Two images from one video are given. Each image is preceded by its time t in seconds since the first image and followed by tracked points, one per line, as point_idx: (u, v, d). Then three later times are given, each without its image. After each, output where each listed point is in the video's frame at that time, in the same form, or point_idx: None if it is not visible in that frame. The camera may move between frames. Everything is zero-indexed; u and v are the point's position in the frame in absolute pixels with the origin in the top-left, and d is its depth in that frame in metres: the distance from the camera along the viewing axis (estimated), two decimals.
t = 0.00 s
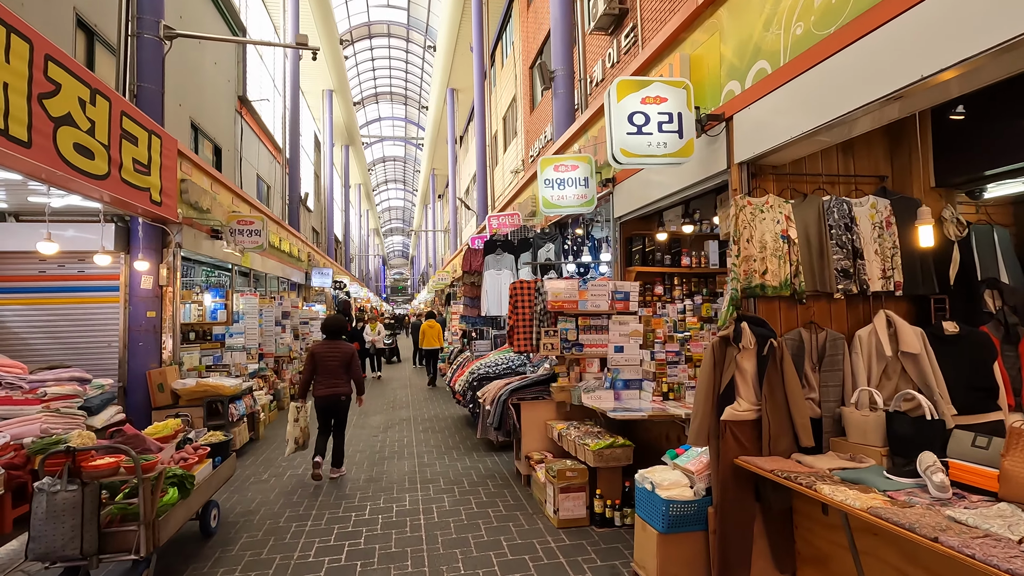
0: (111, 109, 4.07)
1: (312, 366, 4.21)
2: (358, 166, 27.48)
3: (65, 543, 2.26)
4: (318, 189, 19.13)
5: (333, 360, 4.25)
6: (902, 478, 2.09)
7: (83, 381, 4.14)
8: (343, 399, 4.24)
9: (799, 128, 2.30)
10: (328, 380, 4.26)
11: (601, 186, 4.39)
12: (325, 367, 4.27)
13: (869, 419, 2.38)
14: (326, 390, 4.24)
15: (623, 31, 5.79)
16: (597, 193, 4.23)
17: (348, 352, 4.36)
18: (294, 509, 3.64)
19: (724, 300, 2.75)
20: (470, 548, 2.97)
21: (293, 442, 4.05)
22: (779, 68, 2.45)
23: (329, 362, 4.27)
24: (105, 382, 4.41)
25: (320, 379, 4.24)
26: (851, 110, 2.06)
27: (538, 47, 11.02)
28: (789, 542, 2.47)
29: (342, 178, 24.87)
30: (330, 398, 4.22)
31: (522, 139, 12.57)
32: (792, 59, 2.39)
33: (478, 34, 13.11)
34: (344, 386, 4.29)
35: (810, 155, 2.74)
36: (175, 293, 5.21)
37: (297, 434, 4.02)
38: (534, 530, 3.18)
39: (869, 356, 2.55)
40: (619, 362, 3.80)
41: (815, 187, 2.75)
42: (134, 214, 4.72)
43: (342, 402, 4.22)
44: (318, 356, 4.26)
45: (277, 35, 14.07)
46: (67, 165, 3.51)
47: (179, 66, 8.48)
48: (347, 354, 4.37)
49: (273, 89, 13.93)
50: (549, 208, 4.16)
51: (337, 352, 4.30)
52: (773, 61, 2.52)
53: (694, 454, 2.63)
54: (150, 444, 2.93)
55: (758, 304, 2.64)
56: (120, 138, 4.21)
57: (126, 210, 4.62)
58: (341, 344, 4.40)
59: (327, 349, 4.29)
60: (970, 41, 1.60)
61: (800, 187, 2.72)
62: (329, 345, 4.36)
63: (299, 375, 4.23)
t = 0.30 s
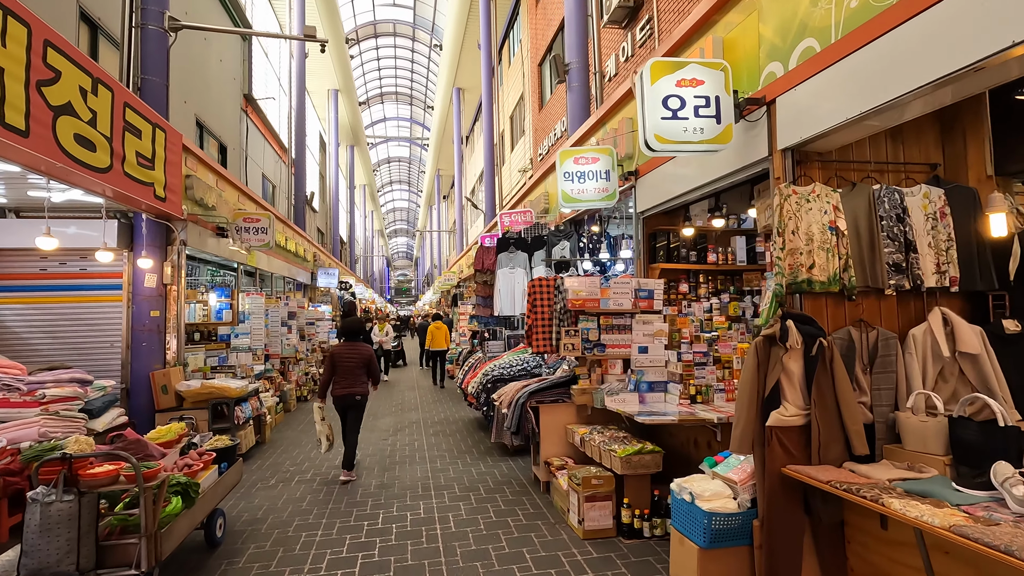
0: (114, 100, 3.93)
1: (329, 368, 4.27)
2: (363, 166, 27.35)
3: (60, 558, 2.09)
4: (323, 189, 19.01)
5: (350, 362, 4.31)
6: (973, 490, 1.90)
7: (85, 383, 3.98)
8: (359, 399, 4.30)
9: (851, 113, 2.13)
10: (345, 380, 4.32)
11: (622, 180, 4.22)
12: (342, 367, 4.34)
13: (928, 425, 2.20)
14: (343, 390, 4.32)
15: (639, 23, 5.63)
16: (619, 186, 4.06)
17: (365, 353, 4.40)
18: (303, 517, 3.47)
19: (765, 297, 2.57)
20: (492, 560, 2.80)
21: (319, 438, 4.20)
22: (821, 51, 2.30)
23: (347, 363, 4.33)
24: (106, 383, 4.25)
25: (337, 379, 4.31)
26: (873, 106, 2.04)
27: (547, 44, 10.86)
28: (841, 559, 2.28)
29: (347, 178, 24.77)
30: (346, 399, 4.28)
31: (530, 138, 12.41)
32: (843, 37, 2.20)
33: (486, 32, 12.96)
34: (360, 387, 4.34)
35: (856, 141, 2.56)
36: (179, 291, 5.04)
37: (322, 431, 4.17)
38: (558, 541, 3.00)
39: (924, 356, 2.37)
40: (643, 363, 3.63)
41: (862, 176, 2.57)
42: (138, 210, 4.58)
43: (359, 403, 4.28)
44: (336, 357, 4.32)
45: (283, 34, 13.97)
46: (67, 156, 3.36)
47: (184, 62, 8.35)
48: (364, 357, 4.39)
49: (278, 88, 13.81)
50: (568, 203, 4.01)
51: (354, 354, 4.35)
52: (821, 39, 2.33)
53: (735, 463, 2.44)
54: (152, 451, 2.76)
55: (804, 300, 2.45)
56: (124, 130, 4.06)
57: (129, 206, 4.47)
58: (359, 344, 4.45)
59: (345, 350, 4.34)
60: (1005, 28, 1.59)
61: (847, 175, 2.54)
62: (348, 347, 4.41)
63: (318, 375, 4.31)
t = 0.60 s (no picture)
0: (112, 95, 3.76)
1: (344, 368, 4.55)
2: (367, 168, 27.26)
3: None
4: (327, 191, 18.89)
5: (362, 362, 4.58)
6: None
7: (80, 392, 3.81)
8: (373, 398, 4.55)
9: (907, 105, 1.95)
10: (359, 380, 4.60)
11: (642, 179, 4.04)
12: (356, 368, 4.60)
13: (996, 445, 1.99)
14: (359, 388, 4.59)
15: (655, 18, 5.44)
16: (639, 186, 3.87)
17: (377, 353, 4.64)
18: (308, 533, 3.29)
19: (808, 304, 2.38)
20: None
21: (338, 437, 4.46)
22: (875, 36, 2.09)
23: (360, 363, 4.59)
24: (102, 390, 4.08)
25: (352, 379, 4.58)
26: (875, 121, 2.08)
27: (555, 43, 10.72)
28: None
29: (351, 179, 24.65)
30: (360, 397, 4.56)
31: (537, 138, 12.24)
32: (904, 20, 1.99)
33: (492, 31, 12.81)
34: (372, 386, 4.60)
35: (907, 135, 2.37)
36: (180, 295, 5.00)
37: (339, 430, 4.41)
38: (580, 563, 2.80)
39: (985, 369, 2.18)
40: (666, 372, 3.42)
41: (912, 173, 2.38)
42: (137, 210, 4.43)
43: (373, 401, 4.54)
44: (350, 358, 4.59)
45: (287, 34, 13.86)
46: (61, 154, 3.19)
47: (187, 61, 8.21)
48: (375, 357, 4.64)
49: (283, 88, 13.69)
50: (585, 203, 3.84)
51: (366, 353, 4.59)
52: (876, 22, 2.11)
53: (777, 485, 2.25)
54: (148, 467, 2.57)
55: (853, 307, 2.25)
56: (122, 127, 3.90)
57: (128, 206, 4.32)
58: (372, 345, 4.69)
59: (358, 349, 4.59)
60: (1007, 41, 1.64)
61: (896, 172, 2.35)
62: (360, 348, 4.65)
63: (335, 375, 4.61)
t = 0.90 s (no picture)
0: (108, 85, 3.58)
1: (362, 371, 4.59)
2: (369, 168, 27.10)
3: None
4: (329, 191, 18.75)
5: (381, 366, 4.63)
6: None
7: (75, 397, 3.62)
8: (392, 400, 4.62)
9: (974, 87, 1.77)
10: (378, 383, 4.66)
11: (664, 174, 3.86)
12: (374, 371, 4.66)
13: None
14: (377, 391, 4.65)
15: (672, 9, 5.26)
16: (662, 180, 3.69)
17: (394, 357, 4.70)
18: (315, 547, 3.10)
19: (860, 304, 2.20)
20: None
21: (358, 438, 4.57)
22: (937, 13, 1.90)
23: (378, 367, 4.64)
24: (98, 395, 3.91)
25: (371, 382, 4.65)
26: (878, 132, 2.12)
27: (562, 40, 10.53)
28: None
29: (352, 180, 24.49)
30: (381, 400, 4.65)
31: (542, 137, 12.07)
32: None
33: (497, 29, 12.64)
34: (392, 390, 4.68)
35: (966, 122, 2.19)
36: (179, 295, 4.79)
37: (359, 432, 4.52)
38: None
39: None
40: (693, 377, 3.26)
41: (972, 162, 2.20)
42: (135, 207, 4.26)
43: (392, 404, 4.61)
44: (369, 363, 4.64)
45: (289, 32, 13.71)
46: (54, 145, 3.01)
47: (188, 57, 8.04)
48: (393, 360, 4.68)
49: (285, 87, 13.52)
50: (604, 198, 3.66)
51: (384, 356, 4.65)
52: None
53: (831, 501, 2.07)
54: (145, 480, 2.39)
55: (914, 308, 2.06)
56: (119, 119, 3.72)
57: (126, 202, 4.15)
58: (389, 348, 4.74)
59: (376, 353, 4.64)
60: None
61: (955, 161, 2.17)
62: (379, 352, 4.69)
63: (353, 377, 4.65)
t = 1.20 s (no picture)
0: (112, 76, 3.43)
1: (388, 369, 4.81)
2: (373, 169, 26.97)
3: None
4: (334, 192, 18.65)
5: (406, 362, 4.88)
6: None
7: (78, 402, 3.45)
8: (416, 397, 4.85)
9: None
10: (402, 380, 4.86)
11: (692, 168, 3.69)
12: (399, 369, 4.89)
13: None
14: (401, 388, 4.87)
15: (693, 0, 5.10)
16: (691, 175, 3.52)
17: (418, 355, 4.97)
18: (330, 561, 2.94)
19: (927, 304, 2.03)
20: None
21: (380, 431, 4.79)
22: None
23: (402, 363, 4.89)
24: (101, 399, 3.75)
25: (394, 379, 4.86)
26: (868, 146, 2.26)
27: (571, 37, 10.38)
28: None
29: (356, 181, 24.36)
30: (405, 397, 4.82)
31: (551, 135, 11.93)
32: None
33: (505, 26, 12.49)
34: (415, 386, 4.87)
35: None
36: (185, 295, 4.66)
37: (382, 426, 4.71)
38: None
39: None
40: (727, 381, 3.13)
41: None
42: (140, 203, 4.12)
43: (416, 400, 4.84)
44: (395, 359, 4.89)
45: (294, 31, 13.59)
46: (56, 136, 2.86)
47: (193, 54, 7.90)
48: (417, 357, 4.93)
49: (289, 86, 13.38)
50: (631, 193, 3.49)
51: (409, 354, 4.88)
52: None
53: (898, 520, 1.90)
54: (151, 493, 2.25)
55: (989, 308, 1.89)
56: (124, 111, 3.57)
57: (131, 198, 4.01)
58: (412, 345, 4.96)
59: (401, 351, 4.85)
60: None
61: None
62: (403, 350, 4.95)
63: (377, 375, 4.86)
